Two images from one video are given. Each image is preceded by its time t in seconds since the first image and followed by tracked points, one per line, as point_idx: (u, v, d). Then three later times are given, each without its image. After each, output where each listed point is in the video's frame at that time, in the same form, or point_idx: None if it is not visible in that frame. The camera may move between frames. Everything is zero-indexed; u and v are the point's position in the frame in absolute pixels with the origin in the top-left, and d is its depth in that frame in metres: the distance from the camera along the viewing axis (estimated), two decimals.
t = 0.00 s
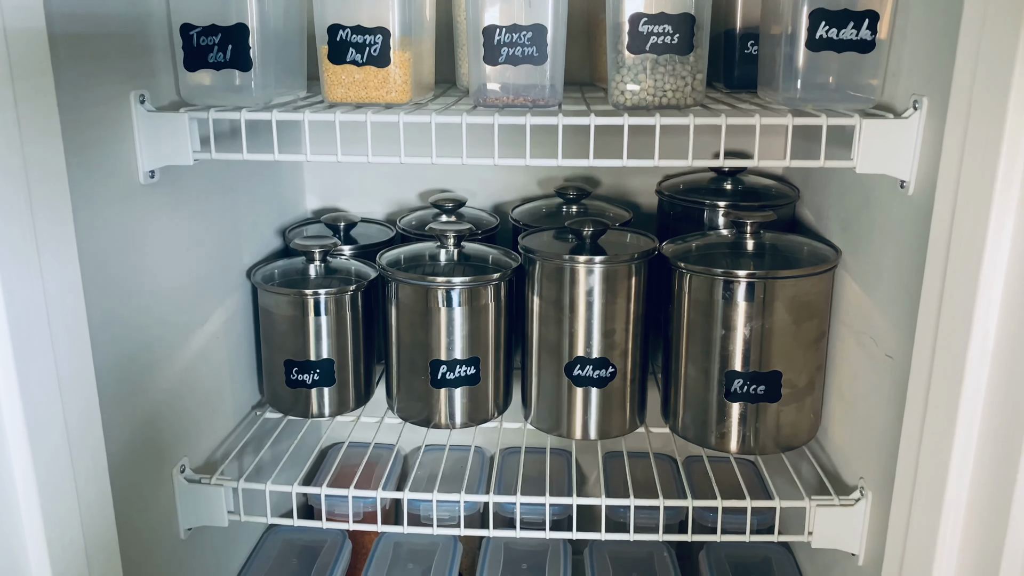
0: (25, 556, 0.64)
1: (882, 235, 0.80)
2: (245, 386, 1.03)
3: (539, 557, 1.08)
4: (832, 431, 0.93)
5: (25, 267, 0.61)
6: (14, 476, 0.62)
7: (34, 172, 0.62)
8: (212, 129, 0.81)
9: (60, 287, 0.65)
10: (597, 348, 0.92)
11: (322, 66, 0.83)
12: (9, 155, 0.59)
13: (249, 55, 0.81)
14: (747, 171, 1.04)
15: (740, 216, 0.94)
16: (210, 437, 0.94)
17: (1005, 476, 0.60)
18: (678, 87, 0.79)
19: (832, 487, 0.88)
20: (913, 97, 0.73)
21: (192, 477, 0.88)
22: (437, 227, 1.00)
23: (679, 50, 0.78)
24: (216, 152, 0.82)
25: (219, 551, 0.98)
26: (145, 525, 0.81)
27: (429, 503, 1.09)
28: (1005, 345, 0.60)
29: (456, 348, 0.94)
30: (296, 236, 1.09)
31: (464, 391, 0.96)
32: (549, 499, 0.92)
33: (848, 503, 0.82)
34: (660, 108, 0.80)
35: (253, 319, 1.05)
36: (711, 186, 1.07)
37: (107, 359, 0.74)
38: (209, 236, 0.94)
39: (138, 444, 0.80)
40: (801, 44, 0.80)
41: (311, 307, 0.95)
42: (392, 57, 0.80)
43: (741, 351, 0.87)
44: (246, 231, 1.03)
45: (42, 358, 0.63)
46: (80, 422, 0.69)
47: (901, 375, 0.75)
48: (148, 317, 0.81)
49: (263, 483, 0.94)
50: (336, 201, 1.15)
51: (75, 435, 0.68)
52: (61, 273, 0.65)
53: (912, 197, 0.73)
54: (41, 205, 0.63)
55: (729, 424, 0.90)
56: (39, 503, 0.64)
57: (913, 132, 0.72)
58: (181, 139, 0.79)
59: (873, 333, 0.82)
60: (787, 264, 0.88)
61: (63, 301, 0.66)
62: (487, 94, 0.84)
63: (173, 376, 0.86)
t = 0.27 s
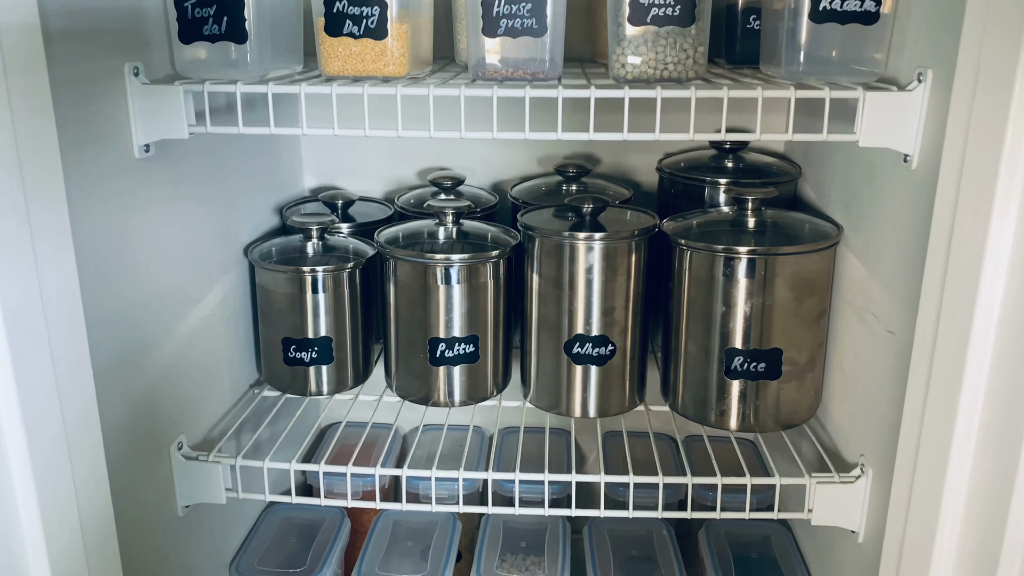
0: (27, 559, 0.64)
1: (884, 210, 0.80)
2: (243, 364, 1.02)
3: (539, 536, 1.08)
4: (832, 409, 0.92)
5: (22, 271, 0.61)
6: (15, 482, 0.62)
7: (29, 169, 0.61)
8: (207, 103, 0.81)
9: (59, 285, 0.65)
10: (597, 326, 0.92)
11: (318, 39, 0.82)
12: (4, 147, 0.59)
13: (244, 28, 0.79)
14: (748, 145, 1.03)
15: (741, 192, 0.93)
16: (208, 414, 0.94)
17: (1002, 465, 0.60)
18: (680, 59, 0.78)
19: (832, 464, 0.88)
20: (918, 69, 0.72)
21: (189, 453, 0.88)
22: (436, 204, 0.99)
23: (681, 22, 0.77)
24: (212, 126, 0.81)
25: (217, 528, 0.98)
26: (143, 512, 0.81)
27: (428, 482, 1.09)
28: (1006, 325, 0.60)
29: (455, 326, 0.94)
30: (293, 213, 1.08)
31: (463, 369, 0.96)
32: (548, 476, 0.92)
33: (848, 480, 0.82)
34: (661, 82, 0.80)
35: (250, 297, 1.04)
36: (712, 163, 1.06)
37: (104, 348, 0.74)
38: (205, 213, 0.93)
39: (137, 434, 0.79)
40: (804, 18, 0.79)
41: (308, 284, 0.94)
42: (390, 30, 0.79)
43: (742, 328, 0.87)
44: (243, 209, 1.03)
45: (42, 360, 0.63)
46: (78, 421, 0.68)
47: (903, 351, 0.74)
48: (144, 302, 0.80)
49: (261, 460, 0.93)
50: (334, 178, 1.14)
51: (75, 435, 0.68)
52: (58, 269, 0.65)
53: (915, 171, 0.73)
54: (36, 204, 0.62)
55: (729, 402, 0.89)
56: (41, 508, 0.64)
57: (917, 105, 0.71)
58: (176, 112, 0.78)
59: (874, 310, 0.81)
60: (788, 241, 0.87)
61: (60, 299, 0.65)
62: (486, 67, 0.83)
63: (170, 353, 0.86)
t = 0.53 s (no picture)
0: (23, 559, 0.65)
1: (888, 183, 0.79)
2: (240, 341, 1.02)
3: (538, 514, 1.08)
4: (833, 386, 0.92)
5: (10, 271, 0.60)
6: (9, 474, 0.62)
7: (17, 153, 0.60)
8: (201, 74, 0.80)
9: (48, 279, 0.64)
10: (596, 302, 0.91)
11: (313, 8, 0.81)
12: None
13: None
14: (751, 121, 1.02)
15: (742, 166, 0.92)
16: (204, 391, 0.93)
17: (1000, 454, 0.59)
18: (682, 29, 0.77)
19: (833, 441, 0.88)
20: (923, 38, 0.71)
21: (186, 429, 0.87)
22: (434, 179, 0.98)
23: None
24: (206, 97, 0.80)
25: (214, 505, 0.97)
26: (141, 492, 0.81)
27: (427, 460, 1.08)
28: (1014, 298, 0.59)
29: (453, 302, 0.93)
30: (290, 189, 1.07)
31: (462, 346, 0.95)
32: (547, 453, 0.91)
33: (850, 456, 0.81)
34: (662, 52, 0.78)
35: (247, 273, 1.03)
36: (714, 138, 1.04)
37: (97, 335, 0.73)
38: (200, 187, 0.92)
39: (132, 420, 0.79)
40: None
41: (305, 260, 0.93)
42: None
43: (743, 304, 0.86)
44: (239, 184, 1.01)
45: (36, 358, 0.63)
46: (73, 415, 0.68)
47: (905, 326, 0.73)
48: (138, 283, 0.80)
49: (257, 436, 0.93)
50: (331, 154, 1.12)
51: (69, 431, 0.68)
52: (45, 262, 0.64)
53: (920, 142, 0.72)
54: (22, 199, 0.61)
55: (729, 378, 0.89)
56: (36, 508, 0.64)
57: (923, 75, 0.70)
58: (169, 82, 0.76)
59: (877, 284, 0.80)
60: (790, 215, 0.86)
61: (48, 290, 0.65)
62: (484, 36, 0.81)
63: (166, 328, 0.85)
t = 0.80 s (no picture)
0: (25, 556, 0.64)
1: (891, 158, 0.78)
2: (237, 317, 1.01)
3: (537, 491, 1.08)
4: (834, 362, 0.91)
5: (7, 254, 0.60)
6: (8, 460, 0.61)
7: (12, 130, 0.59)
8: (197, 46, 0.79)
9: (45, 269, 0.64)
10: (596, 278, 0.90)
11: None
12: None
13: None
14: (752, 96, 1.01)
15: (744, 141, 0.91)
16: (203, 366, 0.93)
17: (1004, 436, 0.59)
18: None
19: (834, 417, 0.87)
20: (928, 8, 0.70)
21: (183, 405, 0.87)
22: (433, 154, 0.97)
23: None
24: (202, 68, 0.79)
25: (213, 481, 0.97)
26: (141, 471, 0.80)
27: (426, 438, 1.08)
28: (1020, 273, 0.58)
29: (453, 279, 0.92)
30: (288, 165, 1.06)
31: (461, 323, 0.94)
32: (547, 429, 0.91)
33: (848, 432, 0.81)
34: (664, 23, 0.78)
35: (245, 249, 1.03)
36: (715, 114, 1.03)
37: (94, 317, 0.72)
38: (196, 163, 0.91)
39: (129, 404, 0.78)
40: None
41: (303, 235, 0.92)
42: None
43: (744, 279, 0.85)
44: (236, 160, 1.01)
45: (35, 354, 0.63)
46: (72, 407, 0.68)
47: (907, 300, 0.73)
48: (134, 263, 0.79)
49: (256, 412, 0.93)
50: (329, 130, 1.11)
51: (69, 425, 0.67)
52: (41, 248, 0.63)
53: (924, 114, 0.71)
54: (18, 180, 0.60)
55: (730, 354, 0.88)
56: (36, 505, 0.64)
57: (926, 46, 0.70)
58: (164, 53, 0.76)
59: (879, 259, 0.80)
60: (791, 189, 0.85)
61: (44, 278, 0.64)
62: (484, 7, 0.80)
63: (162, 302, 0.84)
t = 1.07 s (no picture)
0: (26, 538, 0.64)
1: (896, 130, 0.77)
2: (236, 293, 1.01)
3: (538, 467, 1.08)
4: (836, 338, 0.91)
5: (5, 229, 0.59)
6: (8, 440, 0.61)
7: (8, 101, 0.59)
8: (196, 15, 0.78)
9: (44, 251, 0.63)
10: (598, 253, 0.90)
11: None
12: None
13: None
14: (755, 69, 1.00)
15: (747, 113, 0.90)
16: (202, 341, 0.92)
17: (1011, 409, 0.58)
18: None
19: (836, 391, 0.87)
20: None
21: (183, 379, 0.86)
22: (432, 127, 0.96)
23: None
24: (200, 38, 0.78)
25: (213, 457, 0.97)
26: (141, 448, 0.80)
27: (426, 415, 1.08)
28: None
29: (453, 254, 0.91)
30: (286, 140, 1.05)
31: (461, 298, 0.94)
32: (548, 404, 0.91)
33: (852, 406, 0.81)
34: None
35: (243, 225, 1.02)
36: (718, 88, 1.02)
37: (92, 296, 0.72)
38: (194, 136, 0.90)
39: (129, 384, 0.78)
40: None
41: (302, 210, 0.92)
42: None
43: (747, 253, 0.85)
44: (234, 134, 1.00)
45: (34, 341, 0.62)
46: (71, 393, 0.67)
47: (912, 273, 0.72)
48: (132, 238, 0.78)
49: (255, 387, 0.92)
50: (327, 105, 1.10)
51: (68, 408, 0.66)
52: (39, 230, 0.62)
53: (930, 84, 0.70)
54: (15, 154, 0.59)
55: (732, 329, 0.88)
56: (38, 487, 0.63)
57: (934, 14, 0.69)
58: (161, 23, 0.75)
59: (883, 233, 0.79)
60: (795, 162, 0.85)
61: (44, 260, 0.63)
62: None
63: (160, 276, 0.83)
